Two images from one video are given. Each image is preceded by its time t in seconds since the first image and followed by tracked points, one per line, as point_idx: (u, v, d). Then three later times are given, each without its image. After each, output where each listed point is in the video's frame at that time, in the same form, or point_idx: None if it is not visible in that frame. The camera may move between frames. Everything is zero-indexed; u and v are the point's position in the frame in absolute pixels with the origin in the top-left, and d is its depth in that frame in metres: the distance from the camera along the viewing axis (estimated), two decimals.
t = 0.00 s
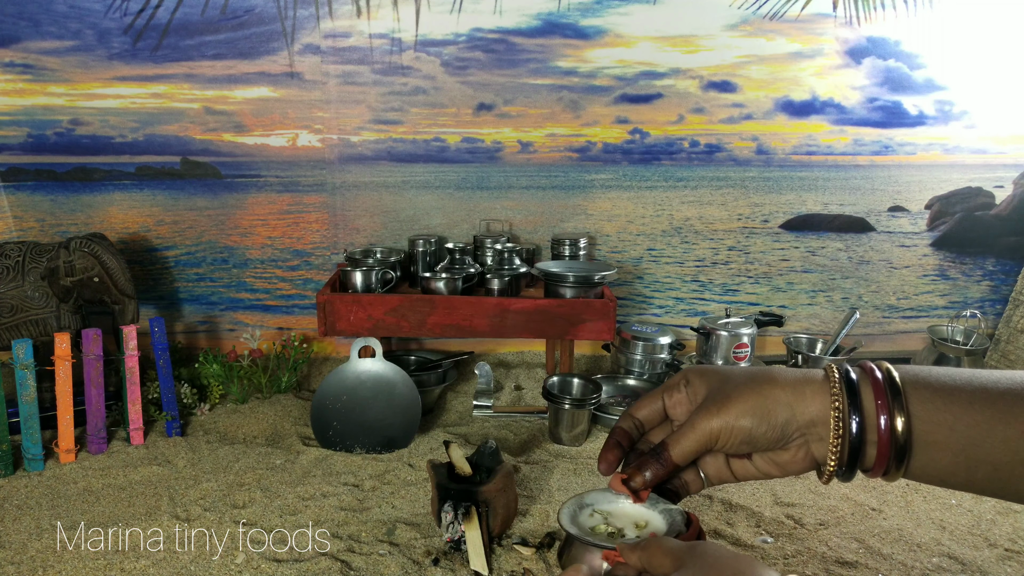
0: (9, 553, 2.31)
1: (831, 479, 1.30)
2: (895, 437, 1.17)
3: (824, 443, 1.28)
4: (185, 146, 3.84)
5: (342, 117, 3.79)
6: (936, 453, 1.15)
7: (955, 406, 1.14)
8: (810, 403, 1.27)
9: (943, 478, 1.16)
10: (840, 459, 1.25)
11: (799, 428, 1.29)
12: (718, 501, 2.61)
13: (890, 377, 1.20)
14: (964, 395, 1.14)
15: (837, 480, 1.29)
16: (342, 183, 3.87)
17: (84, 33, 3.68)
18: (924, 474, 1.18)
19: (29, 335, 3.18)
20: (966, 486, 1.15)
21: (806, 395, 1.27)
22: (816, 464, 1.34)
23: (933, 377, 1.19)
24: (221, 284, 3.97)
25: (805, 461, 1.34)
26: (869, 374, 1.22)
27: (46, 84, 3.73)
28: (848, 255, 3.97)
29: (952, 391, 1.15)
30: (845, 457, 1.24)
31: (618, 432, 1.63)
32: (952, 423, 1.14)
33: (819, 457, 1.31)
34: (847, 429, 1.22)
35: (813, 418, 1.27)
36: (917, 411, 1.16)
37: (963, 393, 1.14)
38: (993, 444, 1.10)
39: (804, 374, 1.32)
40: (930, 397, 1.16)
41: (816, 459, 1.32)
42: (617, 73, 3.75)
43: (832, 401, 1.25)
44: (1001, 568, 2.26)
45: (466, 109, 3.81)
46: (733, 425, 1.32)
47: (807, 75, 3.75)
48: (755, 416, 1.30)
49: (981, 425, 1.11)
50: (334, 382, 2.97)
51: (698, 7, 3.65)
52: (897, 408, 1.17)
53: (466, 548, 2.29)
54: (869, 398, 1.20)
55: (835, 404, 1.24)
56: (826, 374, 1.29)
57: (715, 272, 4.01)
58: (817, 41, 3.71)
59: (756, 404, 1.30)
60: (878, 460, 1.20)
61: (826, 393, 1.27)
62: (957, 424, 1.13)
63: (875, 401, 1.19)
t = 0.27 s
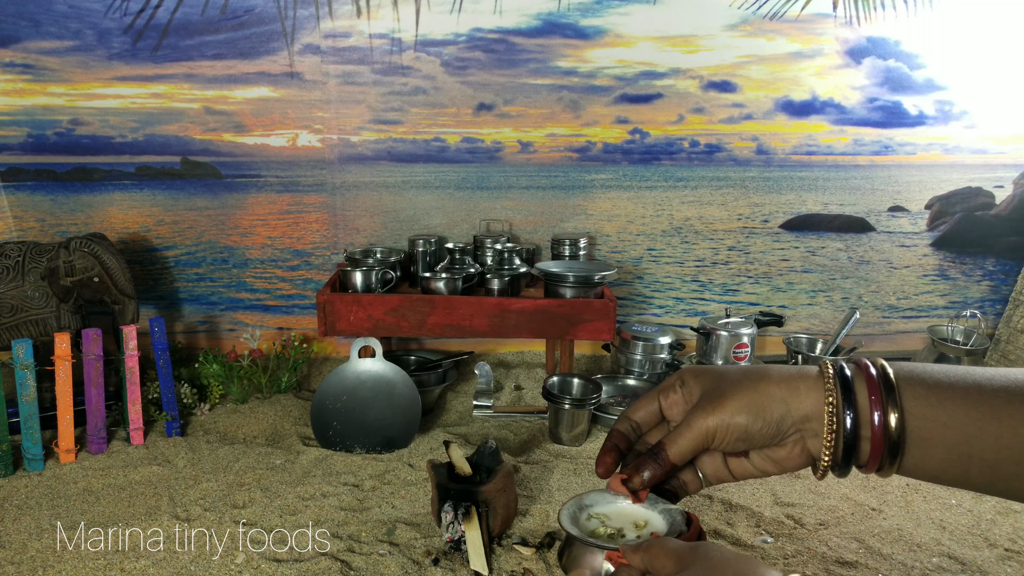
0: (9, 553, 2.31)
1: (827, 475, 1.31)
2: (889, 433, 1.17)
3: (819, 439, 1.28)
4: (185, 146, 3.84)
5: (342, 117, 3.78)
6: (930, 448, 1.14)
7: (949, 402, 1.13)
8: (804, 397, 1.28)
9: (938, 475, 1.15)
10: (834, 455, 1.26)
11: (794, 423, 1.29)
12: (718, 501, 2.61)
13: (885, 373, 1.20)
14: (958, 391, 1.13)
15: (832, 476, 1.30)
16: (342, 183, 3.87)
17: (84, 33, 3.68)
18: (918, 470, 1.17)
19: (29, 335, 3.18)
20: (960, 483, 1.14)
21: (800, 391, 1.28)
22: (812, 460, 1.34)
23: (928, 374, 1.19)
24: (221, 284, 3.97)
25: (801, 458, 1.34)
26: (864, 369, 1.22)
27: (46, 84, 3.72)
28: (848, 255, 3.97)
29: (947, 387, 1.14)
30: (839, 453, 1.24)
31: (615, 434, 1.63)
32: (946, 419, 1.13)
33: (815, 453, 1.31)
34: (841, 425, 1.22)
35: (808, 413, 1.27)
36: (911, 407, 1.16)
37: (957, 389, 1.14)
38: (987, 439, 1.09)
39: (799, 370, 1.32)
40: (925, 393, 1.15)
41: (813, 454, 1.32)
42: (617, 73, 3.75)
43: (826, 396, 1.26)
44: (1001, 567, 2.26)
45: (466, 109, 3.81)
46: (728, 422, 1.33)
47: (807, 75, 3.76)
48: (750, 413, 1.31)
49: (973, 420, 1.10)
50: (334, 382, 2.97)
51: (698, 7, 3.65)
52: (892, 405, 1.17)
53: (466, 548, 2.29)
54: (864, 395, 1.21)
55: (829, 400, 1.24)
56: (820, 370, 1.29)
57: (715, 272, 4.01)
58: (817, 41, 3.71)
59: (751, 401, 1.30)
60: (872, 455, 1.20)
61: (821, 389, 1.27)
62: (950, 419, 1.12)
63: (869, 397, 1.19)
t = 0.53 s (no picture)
0: (9, 553, 2.31)
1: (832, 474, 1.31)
2: (891, 433, 1.16)
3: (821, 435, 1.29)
4: (185, 146, 3.84)
5: (342, 117, 3.79)
6: (933, 448, 1.13)
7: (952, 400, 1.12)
8: (804, 393, 1.28)
9: (940, 476, 1.14)
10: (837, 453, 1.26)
11: (795, 418, 1.31)
12: (718, 501, 2.61)
13: (889, 373, 1.19)
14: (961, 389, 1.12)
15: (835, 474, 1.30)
16: (342, 183, 3.87)
17: (84, 33, 3.68)
18: (919, 470, 1.16)
19: (29, 335, 3.18)
20: (962, 484, 1.12)
21: (801, 385, 1.29)
22: (816, 457, 1.35)
23: (933, 374, 1.17)
24: (221, 284, 3.97)
25: (806, 456, 1.35)
26: (868, 369, 1.22)
27: (46, 84, 3.73)
28: (848, 255, 3.97)
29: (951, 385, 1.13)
30: (840, 452, 1.25)
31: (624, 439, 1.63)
32: (948, 417, 1.12)
33: (818, 449, 1.31)
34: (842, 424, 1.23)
35: (808, 409, 1.28)
36: (914, 406, 1.15)
37: (961, 389, 1.12)
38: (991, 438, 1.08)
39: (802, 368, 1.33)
40: (930, 391, 1.14)
41: (815, 451, 1.33)
42: (617, 73, 3.75)
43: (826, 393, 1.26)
44: (1001, 567, 2.26)
45: (466, 109, 3.81)
46: (729, 417, 1.36)
47: (807, 75, 3.76)
48: (750, 408, 1.33)
49: (976, 419, 1.09)
50: (334, 383, 2.97)
51: (698, 7, 3.65)
52: (895, 405, 1.16)
53: (466, 548, 2.29)
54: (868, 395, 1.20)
55: (829, 397, 1.24)
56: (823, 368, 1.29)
57: (715, 272, 4.01)
58: (817, 40, 3.71)
59: (751, 397, 1.33)
60: (874, 455, 1.20)
61: (821, 385, 1.27)
62: (952, 417, 1.11)
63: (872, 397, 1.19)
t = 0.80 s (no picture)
0: (9, 553, 2.31)
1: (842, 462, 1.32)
2: (902, 423, 1.17)
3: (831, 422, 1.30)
4: (185, 146, 3.84)
5: (342, 117, 3.79)
6: (943, 437, 1.14)
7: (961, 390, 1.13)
8: (814, 379, 1.31)
9: (950, 465, 1.15)
10: (846, 442, 1.27)
11: (806, 403, 1.33)
12: (718, 501, 2.61)
13: (901, 364, 1.21)
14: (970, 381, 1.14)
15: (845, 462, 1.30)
16: (342, 183, 3.87)
17: (84, 33, 3.68)
18: (928, 459, 1.17)
19: (29, 335, 3.18)
20: (969, 475, 1.13)
21: (812, 370, 1.31)
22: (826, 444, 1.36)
23: (945, 365, 1.19)
24: (221, 284, 3.97)
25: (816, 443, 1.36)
26: (881, 359, 1.23)
27: (46, 84, 3.73)
28: (848, 255, 3.97)
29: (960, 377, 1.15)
30: (848, 440, 1.27)
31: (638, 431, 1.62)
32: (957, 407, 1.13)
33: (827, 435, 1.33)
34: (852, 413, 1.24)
35: (818, 394, 1.30)
36: (926, 395, 1.16)
37: (974, 380, 1.14)
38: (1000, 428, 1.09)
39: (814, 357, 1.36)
40: (940, 382, 1.16)
41: (825, 437, 1.34)
42: (617, 73, 3.75)
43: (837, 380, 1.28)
44: (1001, 567, 2.26)
45: (466, 109, 3.81)
46: (740, 401, 1.38)
47: (807, 75, 3.76)
48: (761, 392, 1.35)
49: (986, 409, 1.10)
50: (334, 382, 2.97)
51: (698, 7, 3.65)
52: (906, 396, 1.17)
53: (466, 548, 2.28)
54: (879, 384, 1.21)
55: (840, 384, 1.26)
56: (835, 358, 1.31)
57: (715, 272, 4.01)
58: (817, 41, 3.71)
59: (762, 381, 1.35)
60: (883, 444, 1.20)
61: (832, 371, 1.30)
62: (961, 407, 1.12)
63: (884, 387, 1.20)
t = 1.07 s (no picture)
0: (9, 553, 2.31)
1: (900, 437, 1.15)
2: (965, 400, 1.03)
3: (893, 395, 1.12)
4: (185, 146, 3.84)
5: (342, 117, 3.79)
6: (1008, 414, 1.00)
7: None
8: (876, 348, 1.13)
9: (1010, 448, 1.01)
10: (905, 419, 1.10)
11: (870, 374, 1.14)
12: (718, 501, 2.61)
13: (965, 336, 1.06)
14: None
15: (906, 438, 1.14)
16: (342, 183, 3.87)
17: (84, 33, 3.68)
18: (987, 440, 1.03)
19: (29, 335, 3.18)
20: None
21: (875, 338, 1.13)
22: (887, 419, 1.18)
23: (1014, 342, 1.04)
24: (221, 284, 3.97)
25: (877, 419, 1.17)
26: (943, 330, 1.08)
27: (46, 84, 3.73)
28: (848, 255, 3.97)
29: None
30: (907, 416, 1.09)
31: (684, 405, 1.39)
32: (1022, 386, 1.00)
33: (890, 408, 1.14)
34: (915, 388, 1.07)
35: (879, 361, 1.12)
36: (992, 369, 1.02)
37: None
38: None
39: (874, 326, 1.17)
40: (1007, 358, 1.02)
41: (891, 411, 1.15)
42: (617, 73, 3.75)
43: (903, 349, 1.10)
44: (1001, 567, 2.26)
45: (466, 109, 3.81)
46: (800, 373, 1.18)
47: (807, 75, 3.76)
48: (823, 360, 1.16)
49: None
50: (334, 382, 2.97)
51: (698, 7, 3.65)
52: (972, 369, 1.02)
53: (466, 548, 2.28)
54: (943, 355, 1.05)
55: (904, 355, 1.09)
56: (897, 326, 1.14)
57: (716, 272, 4.01)
58: (817, 41, 3.71)
59: (819, 347, 1.17)
60: (941, 420, 1.05)
61: (898, 338, 1.12)
62: None
63: (949, 358, 1.05)
